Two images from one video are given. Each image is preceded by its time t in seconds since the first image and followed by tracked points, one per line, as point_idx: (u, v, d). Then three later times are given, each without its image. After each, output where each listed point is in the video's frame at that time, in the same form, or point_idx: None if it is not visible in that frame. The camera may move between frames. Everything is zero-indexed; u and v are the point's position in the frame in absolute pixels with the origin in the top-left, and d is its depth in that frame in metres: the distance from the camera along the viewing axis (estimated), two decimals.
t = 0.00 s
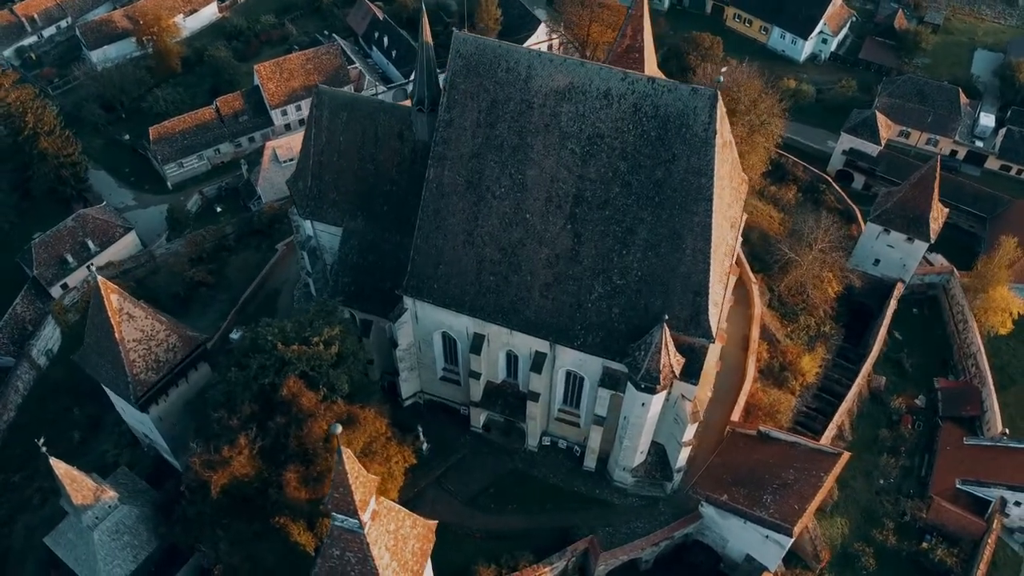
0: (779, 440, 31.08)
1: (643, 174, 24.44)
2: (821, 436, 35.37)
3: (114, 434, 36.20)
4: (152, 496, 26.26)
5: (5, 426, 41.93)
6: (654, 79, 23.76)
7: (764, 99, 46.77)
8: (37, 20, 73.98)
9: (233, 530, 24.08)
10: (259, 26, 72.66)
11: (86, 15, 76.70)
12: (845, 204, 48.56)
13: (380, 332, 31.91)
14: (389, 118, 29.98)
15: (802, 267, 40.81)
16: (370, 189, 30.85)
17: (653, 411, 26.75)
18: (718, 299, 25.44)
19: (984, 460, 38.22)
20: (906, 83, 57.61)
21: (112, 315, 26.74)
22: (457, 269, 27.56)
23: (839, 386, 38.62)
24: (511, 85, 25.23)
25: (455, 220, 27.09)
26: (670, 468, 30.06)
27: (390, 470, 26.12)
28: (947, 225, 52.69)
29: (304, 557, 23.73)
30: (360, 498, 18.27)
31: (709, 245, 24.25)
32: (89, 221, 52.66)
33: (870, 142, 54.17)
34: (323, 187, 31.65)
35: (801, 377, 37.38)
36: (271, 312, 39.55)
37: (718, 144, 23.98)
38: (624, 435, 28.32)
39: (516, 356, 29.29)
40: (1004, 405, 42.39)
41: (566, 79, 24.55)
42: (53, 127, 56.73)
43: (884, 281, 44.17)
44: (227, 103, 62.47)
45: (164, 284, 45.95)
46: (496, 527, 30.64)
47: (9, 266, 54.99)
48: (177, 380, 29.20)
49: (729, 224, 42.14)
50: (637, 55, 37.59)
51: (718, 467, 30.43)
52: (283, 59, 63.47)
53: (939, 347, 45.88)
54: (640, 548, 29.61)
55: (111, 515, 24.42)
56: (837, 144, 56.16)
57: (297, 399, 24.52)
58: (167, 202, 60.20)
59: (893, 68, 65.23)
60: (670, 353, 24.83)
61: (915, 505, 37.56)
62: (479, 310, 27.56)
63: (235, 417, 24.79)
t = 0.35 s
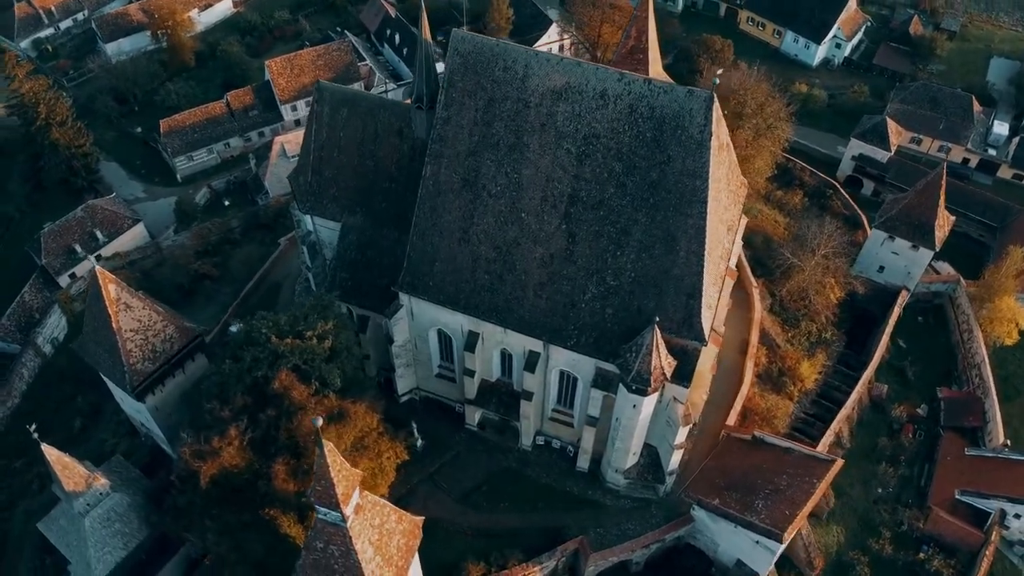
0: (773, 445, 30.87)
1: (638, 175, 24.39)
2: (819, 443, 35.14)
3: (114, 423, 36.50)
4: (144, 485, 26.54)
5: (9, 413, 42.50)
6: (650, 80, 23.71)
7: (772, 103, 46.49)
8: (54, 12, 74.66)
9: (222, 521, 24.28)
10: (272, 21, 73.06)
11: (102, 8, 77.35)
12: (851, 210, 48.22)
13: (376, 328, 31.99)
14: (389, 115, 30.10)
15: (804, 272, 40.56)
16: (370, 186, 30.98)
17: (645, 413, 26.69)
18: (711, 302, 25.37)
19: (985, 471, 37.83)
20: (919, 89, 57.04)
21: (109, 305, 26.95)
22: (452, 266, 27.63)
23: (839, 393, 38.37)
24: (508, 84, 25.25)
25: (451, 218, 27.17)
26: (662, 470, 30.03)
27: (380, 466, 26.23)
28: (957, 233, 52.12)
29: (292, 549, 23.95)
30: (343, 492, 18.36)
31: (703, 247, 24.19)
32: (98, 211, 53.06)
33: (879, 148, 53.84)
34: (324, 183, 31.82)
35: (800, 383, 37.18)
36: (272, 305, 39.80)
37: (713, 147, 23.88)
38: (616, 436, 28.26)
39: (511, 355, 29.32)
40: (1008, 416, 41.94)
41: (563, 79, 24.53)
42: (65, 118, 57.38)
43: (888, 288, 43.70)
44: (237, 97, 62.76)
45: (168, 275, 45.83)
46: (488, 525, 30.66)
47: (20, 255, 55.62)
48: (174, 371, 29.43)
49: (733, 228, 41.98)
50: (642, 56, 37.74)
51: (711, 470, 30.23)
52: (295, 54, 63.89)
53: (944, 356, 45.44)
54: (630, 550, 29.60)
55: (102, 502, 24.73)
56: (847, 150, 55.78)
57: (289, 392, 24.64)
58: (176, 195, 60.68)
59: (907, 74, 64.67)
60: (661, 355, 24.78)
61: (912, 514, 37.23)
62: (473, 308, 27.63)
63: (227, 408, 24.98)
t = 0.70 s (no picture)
0: (771, 451, 30.69)
1: (638, 177, 24.32)
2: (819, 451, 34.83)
3: (119, 410, 36.98)
4: (142, 471, 26.92)
5: (18, 396, 43.23)
6: (652, 81, 23.66)
7: (784, 108, 46.19)
8: (77, 3, 75.52)
9: (215, 509, 24.53)
10: (292, 16, 73.51)
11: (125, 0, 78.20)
12: (863, 218, 47.77)
13: (377, 323, 32.13)
14: (394, 111, 30.26)
15: (811, 278, 40.25)
16: (374, 181, 31.13)
17: (640, 415, 26.64)
18: (709, 305, 25.25)
19: (989, 486, 37.43)
20: (937, 97, 56.48)
21: (112, 292, 27.38)
22: (452, 263, 27.70)
23: (842, 401, 38.03)
24: (511, 82, 25.29)
25: (451, 215, 27.25)
26: (658, 473, 29.92)
27: (375, 459, 26.38)
28: (971, 244, 51.43)
29: (283, 539, 24.12)
30: (329, 483, 18.49)
31: (701, 251, 24.09)
32: (113, 200, 53.63)
33: (895, 156, 53.23)
34: (329, 177, 32.05)
35: (802, 390, 36.93)
36: (278, 297, 40.12)
37: (714, 150, 23.78)
38: (611, 437, 28.18)
39: (509, 353, 29.35)
40: (1016, 430, 41.31)
41: (565, 79, 24.53)
42: (84, 108, 57.96)
43: (897, 298, 43.05)
44: (253, 91, 63.26)
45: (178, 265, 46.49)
46: (481, 522, 30.71)
47: (36, 242, 56.42)
48: (175, 359, 29.75)
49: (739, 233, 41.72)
50: (651, 58, 37.49)
51: (708, 474, 30.08)
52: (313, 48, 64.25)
53: (952, 368, 44.85)
54: (623, 552, 29.58)
55: (98, 487, 25.12)
56: (862, 157, 55.28)
57: (284, 383, 24.89)
58: (190, 186, 61.28)
59: (927, 82, 63.95)
60: (656, 358, 24.72)
61: (913, 526, 36.81)
62: (471, 306, 27.69)
63: (223, 397, 25.22)
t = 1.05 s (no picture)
0: (769, 459, 30.46)
1: (638, 178, 24.26)
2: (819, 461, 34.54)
3: (126, 396, 37.54)
4: (140, 455, 27.33)
5: (30, 379, 44.04)
6: (655, 83, 23.61)
7: (798, 114, 45.80)
8: None
9: (210, 495, 24.83)
10: (314, 11, 73.99)
11: None
12: (877, 227, 47.27)
13: (379, 317, 32.28)
14: (401, 107, 30.47)
15: (819, 286, 39.91)
16: (380, 176, 31.34)
17: (635, 417, 26.58)
18: (707, 310, 25.14)
19: (994, 502, 36.98)
20: (959, 107, 55.75)
21: (117, 278, 27.84)
22: (453, 259, 27.79)
23: (846, 411, 37.67)
24: (515, 81, 25.33)
25: (453, 211, 27.34)
26: (653, 477, 29.85)
27: (370, 452, 26.54)
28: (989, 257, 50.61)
29: (274, 527, 24.37)
30: (315, 473, 18.71)
31: (700, 255, 24.00)
32: (130, 189, 54.36)
33: (912, 166, 52.55)
34: (336, 171, 32.27)
35: (805, 398, 36.63)
36: (286, 288, 40.44)
37: (716, 153, 23.68)
38: (607, 439, 28.15)
39: (507, 351, 29.38)
40: None
41: (569, 79, 24.54)
42: (105, 97, 58.86)
43: (908, 308, 42.52)
44: (272, 84, 63.82)
45: (190, 255, 47.05)
46: (476, 519, 30.82)
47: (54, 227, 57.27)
48: (178, 347, 30.15)
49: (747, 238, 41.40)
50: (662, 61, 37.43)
51: (704, 479, 29.90)
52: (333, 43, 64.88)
53: (962, 381, 44.04)
54: (615, 555, 29.49)
55: (96, 469, 25.62)
56: (879, 165, 54.56)
57: (281, 373, 25.20)
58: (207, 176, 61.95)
59: (950, 92, 63.10)
60: (652, 358, 24.58)
61: (913, 540, 36.40)
62: (471, 302, 27.76)
63: (220, 385, 25.50)
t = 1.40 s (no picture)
0: (767, 466, 30.24)
1: (638, 180, 24.20)
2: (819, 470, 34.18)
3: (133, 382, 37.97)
4: (139, 440, 27.73)
5: (41, 362, 44.59)
6: (657, 85, 23.53)
7: (811, 120, 45.40)
8: None
9: (204, 481, 25.11)
10: (334, 7, 74.45)
11: None
12: (889, 235, 46.75)
13: (381, 311, 32.43)
14: (408, 103, 30.64)
15: (825, 294, 39.56)
16: (386, 172, 31.52)
17: (630, 419, 26.55)
18: (705, 313, 25.01)
19: (997, 518, 36.48)
20: (980, 118, 55.03)
21: (122, 265, 28.29)
22: (453, 256, 27.88)
23: (849, 420, 37.31)
24: (518, 80, 25.38)
25: (454, 208, 27.45)
26: (648, 479, 29.81)
27: (364, 446, 26.68)
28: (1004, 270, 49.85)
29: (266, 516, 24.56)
30: (303, 463, 18.88)
31: (698, 258, 23.90)
32: (146, 178, 55.04)
33: (929, 176, 51.74)
34: (342, 165, 32.54)
35: (806, 406, 36.34)
36: (293, 280, 40.79)
37: (716, 157, 23.57)
38: (602, 440, 28.13)
39: (506, 349, 29.43)
40: None
41: (571, 79, 24.54)
42: (125, 87, 59.63)
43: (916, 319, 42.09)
44: (290, 78, 64.29)
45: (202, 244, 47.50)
46: (470, 515, 30.90)
47: (72, 213, 57.98)
48: (181, 334, 30.57)
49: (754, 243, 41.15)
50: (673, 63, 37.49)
51: (700, 483, 29.70)
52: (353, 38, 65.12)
53: (971, 394, 43.48)
54: (608, 556, 29.39)
55: (95, 452, 26.01)
56: (895, 174, 53.83)
57: (278, 363, 25.57)
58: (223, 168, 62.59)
59: (971, 102, 62.20)
60: (646, 359, 24.54)
61: (913, 553, 35.98)
62: (470, 299, 27.84)
63: (219, 373, 25.81)
